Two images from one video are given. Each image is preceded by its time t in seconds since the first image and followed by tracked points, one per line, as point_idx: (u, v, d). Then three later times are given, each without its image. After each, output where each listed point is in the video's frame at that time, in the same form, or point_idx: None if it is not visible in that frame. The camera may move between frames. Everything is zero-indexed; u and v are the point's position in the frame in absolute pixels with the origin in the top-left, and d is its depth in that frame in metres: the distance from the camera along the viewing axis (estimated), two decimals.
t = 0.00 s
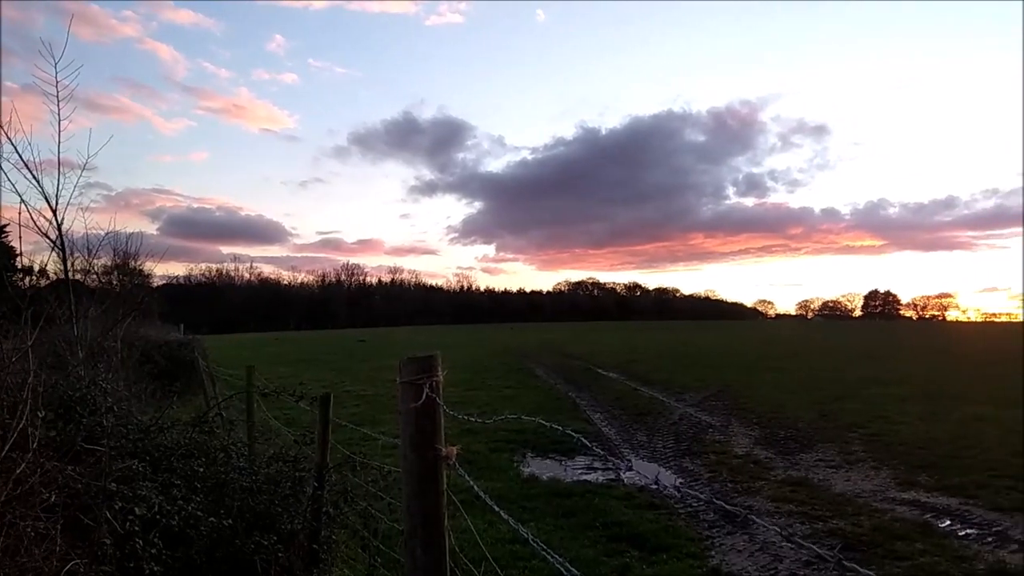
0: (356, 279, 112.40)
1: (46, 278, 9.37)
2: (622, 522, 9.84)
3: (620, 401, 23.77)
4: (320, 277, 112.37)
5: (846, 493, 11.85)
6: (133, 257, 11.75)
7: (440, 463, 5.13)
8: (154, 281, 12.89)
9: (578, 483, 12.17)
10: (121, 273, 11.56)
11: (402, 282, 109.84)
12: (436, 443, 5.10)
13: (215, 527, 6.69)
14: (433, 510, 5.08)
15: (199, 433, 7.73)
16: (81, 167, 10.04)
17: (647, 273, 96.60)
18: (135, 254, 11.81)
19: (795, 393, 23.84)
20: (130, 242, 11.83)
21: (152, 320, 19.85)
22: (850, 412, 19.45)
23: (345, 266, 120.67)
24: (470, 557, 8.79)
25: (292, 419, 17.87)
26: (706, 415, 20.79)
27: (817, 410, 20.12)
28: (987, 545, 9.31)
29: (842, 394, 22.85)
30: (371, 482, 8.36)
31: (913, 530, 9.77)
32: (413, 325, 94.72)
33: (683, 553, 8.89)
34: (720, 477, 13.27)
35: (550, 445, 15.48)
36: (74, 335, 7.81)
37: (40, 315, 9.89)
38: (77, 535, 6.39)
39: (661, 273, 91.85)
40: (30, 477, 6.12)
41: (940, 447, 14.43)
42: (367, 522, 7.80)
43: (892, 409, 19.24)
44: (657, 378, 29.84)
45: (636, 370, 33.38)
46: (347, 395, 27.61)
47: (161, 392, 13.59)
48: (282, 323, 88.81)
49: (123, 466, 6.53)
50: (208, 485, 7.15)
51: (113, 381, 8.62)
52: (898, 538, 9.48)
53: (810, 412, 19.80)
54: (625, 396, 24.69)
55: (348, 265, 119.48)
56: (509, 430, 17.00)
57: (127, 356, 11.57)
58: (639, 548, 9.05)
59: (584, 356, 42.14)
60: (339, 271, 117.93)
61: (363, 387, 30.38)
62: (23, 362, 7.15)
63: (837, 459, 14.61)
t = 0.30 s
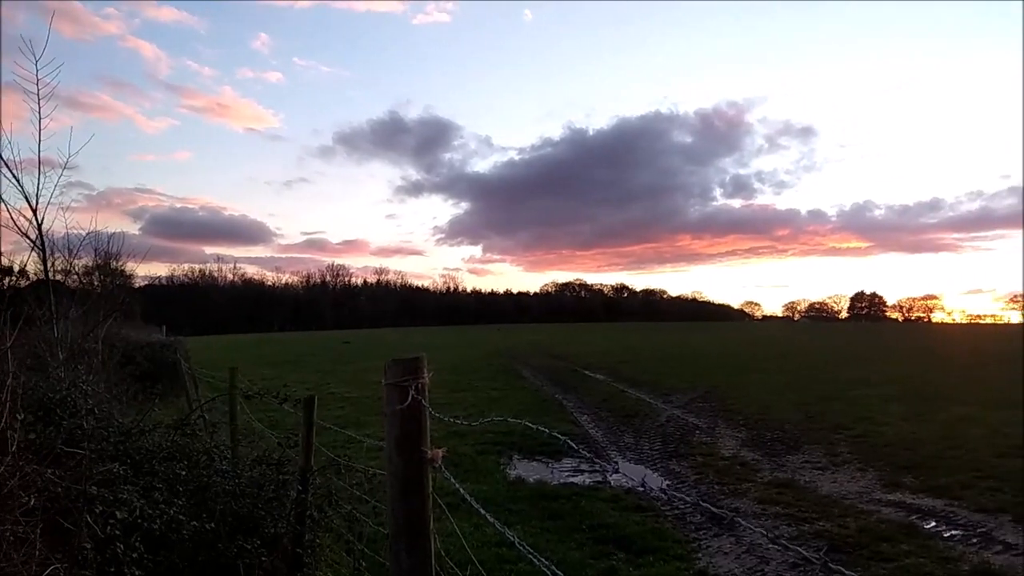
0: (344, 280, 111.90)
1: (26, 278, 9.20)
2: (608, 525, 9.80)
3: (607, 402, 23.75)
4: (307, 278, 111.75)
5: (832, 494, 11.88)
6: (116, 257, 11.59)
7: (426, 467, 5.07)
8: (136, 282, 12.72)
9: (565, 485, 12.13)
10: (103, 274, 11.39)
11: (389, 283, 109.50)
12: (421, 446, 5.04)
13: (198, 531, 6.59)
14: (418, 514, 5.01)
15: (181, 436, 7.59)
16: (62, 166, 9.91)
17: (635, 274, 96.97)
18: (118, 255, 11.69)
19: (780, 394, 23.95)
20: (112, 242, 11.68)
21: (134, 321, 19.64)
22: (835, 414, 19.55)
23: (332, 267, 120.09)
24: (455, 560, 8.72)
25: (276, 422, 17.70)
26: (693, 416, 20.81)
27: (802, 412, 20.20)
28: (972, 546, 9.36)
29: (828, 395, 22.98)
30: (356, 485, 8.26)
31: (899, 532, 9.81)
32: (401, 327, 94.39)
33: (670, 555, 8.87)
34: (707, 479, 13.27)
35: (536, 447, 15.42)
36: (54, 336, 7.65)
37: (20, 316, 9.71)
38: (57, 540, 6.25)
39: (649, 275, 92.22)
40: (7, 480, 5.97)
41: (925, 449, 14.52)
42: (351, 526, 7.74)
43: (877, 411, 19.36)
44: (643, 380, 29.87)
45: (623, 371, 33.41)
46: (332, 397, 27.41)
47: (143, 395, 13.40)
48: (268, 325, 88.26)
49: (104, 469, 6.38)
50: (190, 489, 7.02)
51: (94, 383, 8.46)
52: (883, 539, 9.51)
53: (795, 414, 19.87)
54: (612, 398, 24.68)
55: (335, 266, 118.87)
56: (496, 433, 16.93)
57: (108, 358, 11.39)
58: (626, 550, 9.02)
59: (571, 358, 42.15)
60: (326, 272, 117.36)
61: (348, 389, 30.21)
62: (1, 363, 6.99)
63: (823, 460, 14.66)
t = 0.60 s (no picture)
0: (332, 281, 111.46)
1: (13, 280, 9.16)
2: (597, 525, 9.85)
3: (595, 403, 23.81)
4: (296, 280, 111.23)
5: (818, 494, 11.99)
6: (104, 259, 11.55)
7: (416, 469, 5.12)
8: (124, 283, 12.68)
9: (553, 486, 12.17)
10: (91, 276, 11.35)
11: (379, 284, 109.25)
12: (411, 447, 5.09)
13: (186, 533, 6.57)
14: (407, 516, 5.04)
15: (169, 438, 7.57)
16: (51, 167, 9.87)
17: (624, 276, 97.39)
18: (106, 256, 11.64)
19: (768, 395, 24.08)
20: (100, 243, 11.64)
21: (121, 322, 19.54)
22: (821, 414, 19.72)
23: (321, 269, 119.66)
24: (444, 561, 8.75)
25: (264, 424, 17.65)
26: (681, 417, 20.91)
27: (789, 412, 20.34)
28: (956, 545, 9.47)
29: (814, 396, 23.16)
30: (345, 487, 8.26)
31: (884, 531, 9.91)
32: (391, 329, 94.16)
33: (657, 555, 8.93)
34: (694, 479, 13.35)
35: (525, 448, 15.46)
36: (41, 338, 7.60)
37: (7, 318, 9.65)
38: (44, 542, 6.22)
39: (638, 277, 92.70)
40: None
41: (910, 451, 14.67)
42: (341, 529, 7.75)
43: (863, 412, 19.54)
44: (632, 381, 29.96)
45: (612, 373, 33.49)
46: (320, 399, 27.31)
47: (131, 396, 13.35)
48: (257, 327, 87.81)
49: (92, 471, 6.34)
50: (178, 491, 7.00)
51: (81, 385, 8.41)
52: (869, 539, 9.60)
53: (782, 414, 20.01)
54: (601, 399, 24.75)
55: (324, 267, 118.38)
56: (485, 434, 16.95)
57: (96, 359, 11.35)
58: (613, 550, 9.07)
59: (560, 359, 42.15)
60: (315, 274, 116.83)
61: (337, 390, 30.11)
62: None
63: (809, 460, 14.78)
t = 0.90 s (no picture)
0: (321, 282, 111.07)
1: None
2: (586, 526, 9.88)
3: (585, 404, 23.85)
4: (284, 281, 110.69)
5: (805, 495, 12.07)
6: (91, 260, 11.48)
7: (405, 470, 5.12)
8: (112, 283, 12.60)
9: (544, 487, 12.20)
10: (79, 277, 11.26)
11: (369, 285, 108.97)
12: (400, 449, 5.08)
13: (173, 536, 6.56)
14: (396, 518, 5.04)
15: (157, 440, 7.53)
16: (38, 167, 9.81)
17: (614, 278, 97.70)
18: (93, 257, 11.55)
19: (756, 396, 24.21)
20: (87, 244, 11.56)
21: (107, 323, 19.42)
22: (809, 415, 19.84)
23: (309, 269, 119.18)
24: (433, 564, 8.73)
25: (253, 426, 17.57)
26: (669, 418, 20.99)
27: (777, 413, 20.46)
28: (942, 545, 9.54)
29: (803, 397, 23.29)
30: (334, 488, 8.23)
31: (871, 531, 9.98)
32: (381, 330, 93.92)
33: (647, 556, 8.96)
34: (683, 480, 13.41)
35: (515, 449, 15.48)
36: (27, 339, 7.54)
37: None
38: (29, 545, 6.18)
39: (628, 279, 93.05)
40: None
41: (897, 451, 14.79)
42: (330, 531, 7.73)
43: (850, 413, 19.67)
44: (622, 382, 30.04)
45: (601, 373, 33.57)
46: (308, 400, 27.23)
47: (118, 397, 13.28)
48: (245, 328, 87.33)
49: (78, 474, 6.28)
50: (166, 493, 6.97)
51: (68, 386, 8.35)
52: (856, 540, 9.66)
53: (770, 415, 20.11)
54: (590, 400, 24.81)
55: (312, 268, 117.87)
56: (475, 435, 16.95)
57: (82, 361, 11.27)
58: (603, 551, 9.09)
59: (550, 360, 42.20)
60: (303, 275, 116.29)
61: (325, 391, 30.02)
62: None
63: (797, 461, 14.88)
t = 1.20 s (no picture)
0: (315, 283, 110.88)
1: None
2: (580, 528, 9.87)
3: (579, 406, 23.85)
4: (279, 283, 110.50)
5: (799, 496, 12.08)
6: (83, 261, 11.42)
7: (400, 472, 5.12)
8: (104, 284, 12.55)
9: (538, 488, 12.19)
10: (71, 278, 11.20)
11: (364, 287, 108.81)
12: (395, 451, 5.08)
13: (166, 538, 6.53)
14: (390, 521, 5.03)
15: (150, 442, 7.50)
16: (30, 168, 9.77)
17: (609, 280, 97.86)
18: (85, 258, 11.51)
19: (749, 397, 24.25)
20: (79, 246, 11.51)
21: (99, 325, 19.35)
22: (803, 416, 19.87)
23: (304, 270, 119.03)
24: (427, 565, 8.70)
25: (246, 427, 17.52)
26: (664, 419, 21.00)
27: (771, 414, 20.49)
28: (935, 547, 9.57)
29: (796, 398, 23.33)
30: (328, 490, 8.22)
31: (865, 533, 9.99)
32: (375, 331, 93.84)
33: (641, 558, 8.95)
34: (677, 482, 13.42)
35: (509, 451, 15.47)
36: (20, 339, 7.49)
37: None
38: (22, 548, 6.14)
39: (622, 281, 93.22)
40: None
41: (890, 452, 14.83)
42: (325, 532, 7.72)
43: (844, 414, 19.70)
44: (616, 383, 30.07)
45: (595, 375, 33.58)
46: (302, 402, 27.18)
47: (110, 399, 13.22)
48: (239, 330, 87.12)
49: (71, 476, 6.25)
50: (159, 496, 6.94)
51: (61, 388, 8.30)
52: (850, 541, 9.68)
53: (764, 416, 20.14)
54: (585, 401, 24.81)
55: (306, 270, 117.64)
56: (469, 437, 16.94)
57: (75, 362, 11.22)
58: (597, 553, 9.09)
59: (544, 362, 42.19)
60: (297, 276, 116.01)
61: (319, 393, 29.95)
62: None
63: (791, 462, 14.90)
